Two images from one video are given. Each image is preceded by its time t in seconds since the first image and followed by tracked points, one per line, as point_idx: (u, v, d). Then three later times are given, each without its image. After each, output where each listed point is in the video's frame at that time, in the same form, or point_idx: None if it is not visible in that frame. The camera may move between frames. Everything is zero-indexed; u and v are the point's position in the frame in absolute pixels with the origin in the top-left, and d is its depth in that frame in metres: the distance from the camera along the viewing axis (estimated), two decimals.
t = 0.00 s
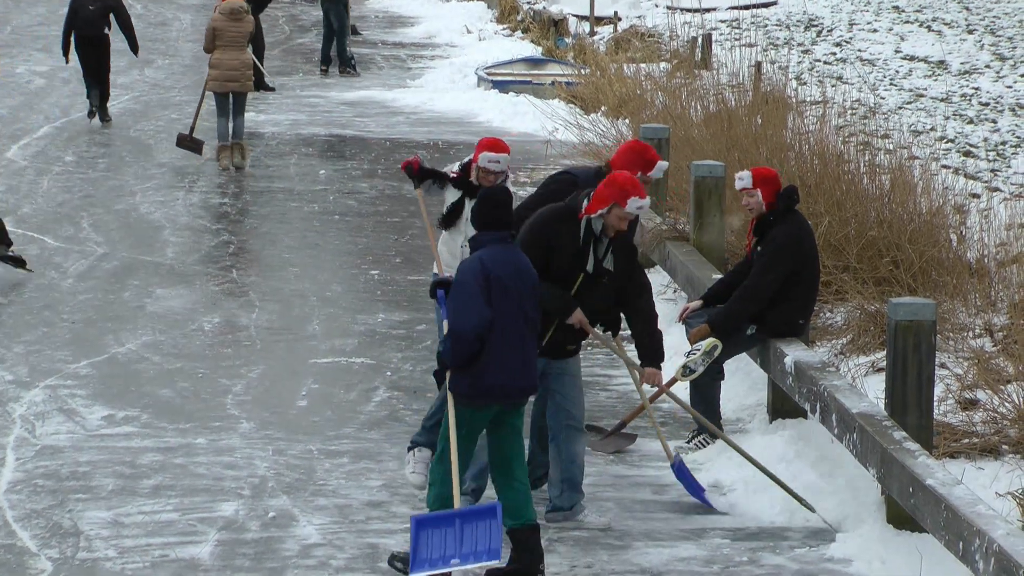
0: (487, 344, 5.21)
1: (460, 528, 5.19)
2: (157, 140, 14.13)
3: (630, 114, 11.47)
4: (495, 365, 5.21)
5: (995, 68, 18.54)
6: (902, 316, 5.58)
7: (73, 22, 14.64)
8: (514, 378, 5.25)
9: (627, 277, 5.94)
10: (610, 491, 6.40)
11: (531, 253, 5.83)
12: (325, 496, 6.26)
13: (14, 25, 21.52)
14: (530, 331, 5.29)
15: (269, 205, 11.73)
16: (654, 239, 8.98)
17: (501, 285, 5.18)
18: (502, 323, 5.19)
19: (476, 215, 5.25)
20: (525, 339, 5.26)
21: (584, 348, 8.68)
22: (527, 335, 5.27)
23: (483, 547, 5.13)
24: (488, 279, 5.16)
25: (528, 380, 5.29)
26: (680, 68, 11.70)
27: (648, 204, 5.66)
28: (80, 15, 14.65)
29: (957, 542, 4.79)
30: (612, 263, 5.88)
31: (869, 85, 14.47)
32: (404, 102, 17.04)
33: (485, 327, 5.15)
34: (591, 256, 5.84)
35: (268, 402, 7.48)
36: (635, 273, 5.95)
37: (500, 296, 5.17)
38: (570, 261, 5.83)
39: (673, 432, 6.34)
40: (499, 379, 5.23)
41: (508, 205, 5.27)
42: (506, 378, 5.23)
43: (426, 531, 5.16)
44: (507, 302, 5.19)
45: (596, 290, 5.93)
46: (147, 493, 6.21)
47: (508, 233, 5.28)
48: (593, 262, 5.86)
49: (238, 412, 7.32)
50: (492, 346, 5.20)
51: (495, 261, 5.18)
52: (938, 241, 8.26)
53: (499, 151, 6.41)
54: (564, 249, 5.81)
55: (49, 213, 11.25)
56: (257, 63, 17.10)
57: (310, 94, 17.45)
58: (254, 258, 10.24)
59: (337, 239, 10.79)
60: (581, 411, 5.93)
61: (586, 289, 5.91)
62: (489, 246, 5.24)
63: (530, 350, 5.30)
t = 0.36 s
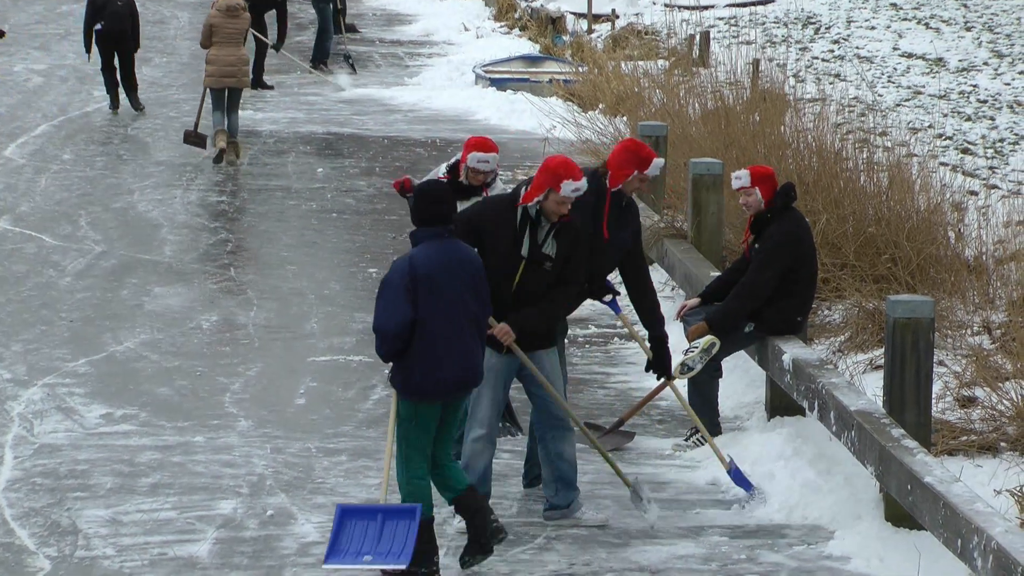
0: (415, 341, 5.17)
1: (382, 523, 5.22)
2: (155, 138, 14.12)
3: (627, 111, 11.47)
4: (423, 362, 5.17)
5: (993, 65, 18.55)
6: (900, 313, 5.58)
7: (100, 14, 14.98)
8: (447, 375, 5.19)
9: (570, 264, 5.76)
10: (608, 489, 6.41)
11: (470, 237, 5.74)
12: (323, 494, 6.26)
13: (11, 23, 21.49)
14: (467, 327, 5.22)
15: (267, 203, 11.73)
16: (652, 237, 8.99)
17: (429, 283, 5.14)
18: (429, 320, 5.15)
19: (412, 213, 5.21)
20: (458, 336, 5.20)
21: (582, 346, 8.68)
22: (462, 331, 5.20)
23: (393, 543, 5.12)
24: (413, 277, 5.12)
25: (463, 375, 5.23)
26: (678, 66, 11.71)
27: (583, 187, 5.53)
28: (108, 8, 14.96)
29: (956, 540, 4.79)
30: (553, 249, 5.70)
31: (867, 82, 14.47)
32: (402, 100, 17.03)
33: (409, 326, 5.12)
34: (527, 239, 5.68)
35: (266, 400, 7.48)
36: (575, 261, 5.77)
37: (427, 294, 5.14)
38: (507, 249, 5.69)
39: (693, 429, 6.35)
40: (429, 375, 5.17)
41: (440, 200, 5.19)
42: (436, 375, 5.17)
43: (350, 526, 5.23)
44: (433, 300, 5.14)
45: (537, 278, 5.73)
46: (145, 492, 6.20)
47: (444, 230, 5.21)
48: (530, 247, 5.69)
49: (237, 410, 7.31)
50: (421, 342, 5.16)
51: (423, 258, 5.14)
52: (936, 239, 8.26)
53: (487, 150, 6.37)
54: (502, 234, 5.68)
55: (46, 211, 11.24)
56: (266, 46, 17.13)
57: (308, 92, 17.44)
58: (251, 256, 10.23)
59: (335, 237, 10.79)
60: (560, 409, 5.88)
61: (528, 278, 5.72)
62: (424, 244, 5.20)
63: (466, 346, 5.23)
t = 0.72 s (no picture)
0: (374, 331, 5.26)
1: (326, 509, 5.55)
2: (159, 134, 14.12)
3: (631, 106, 11.46)
4: (382, 352, 5.25)
5: (997, 60, 18.52)
6: (904, 308, 5.57)
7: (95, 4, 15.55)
8: (407, 365, 5.26)
9: (548, 269, 5.65)
10: (612, 484, 6.41)
11: (451, 232, 5.70)
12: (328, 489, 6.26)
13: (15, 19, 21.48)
14: (429, 318, 5.29)
15: (271, 198, 11.73)
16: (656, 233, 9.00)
17: (387, 273, 5.22)
18: (388, 312, 5.24)
19: (377, 206, 5.29)
20: (418, 326, 5.27)
21: (586, 341, 8.68)
22: (422, 322, 5.27)
23: (331, 527, 5.44)
24: (372, 267, 5.21)
25: (425, 365, 5.29)
26: (682, 60, 11.70)
27: (565, 196, 5.46)
28: None
29: (960, 534, 4.79)
30: (530, 252, 5.59)
31: (871, 77, 14.46)
32: (406, 95, 17.02)
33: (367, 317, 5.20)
34: (505, 239, 5.60)
35: (271, 395, 7.49)
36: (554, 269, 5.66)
37: (385, 284, 5.23)
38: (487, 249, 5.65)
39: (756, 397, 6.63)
40: (387, 365, 5.25)
41: (403, 194, 5.28)
42: (395, 365, 5.25)
43: (297, 509, 5.58)
44: (391, 291, 5.23)
45: (513, 279, 5.64)
46: (149, 487, 6.21)
47: (407, 222, 5.29)
48: (507, 247, 5.61)
49: (241, 405, 7.32)
50: (380, 332, 5.25)
51: (382, 250, 5.22)
52: (940, 233, 8.25)
53: (502, 158, 6.46)
54: (481, 230, 5.65)
55: (51, 206, 11.25)
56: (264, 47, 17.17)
57: (312, 87, 17.44)
58: (255, 251, 10.24)
59: (338, 232, 10.79)
60: (549, 403, 5.85)
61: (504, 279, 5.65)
62: (387, 236, 5.29)
63: (428, 337, 5.29)
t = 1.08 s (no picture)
0: (356, 314, 5.38)
1: (266, 480, 5.70)
2: (164, 128, 14.12)
3: (637, 101, 11.46)
4: (371, 332, 5.36)
5: (1003, 55, 18.49)
6: (910, 303, 5.55)
7: None
8: (393, 345, 5.39)
9: (586, 273, 5.63)
10: (617, 478, 6.41)
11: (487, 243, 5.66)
12: (333, 483, 6.27)
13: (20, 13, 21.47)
14: (408, 301, 5.46)
15: (276, 192, 11.74)
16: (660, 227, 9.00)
17: (373, 256, 5.38)
18: (374, 293, 5.38)
19: (358, 192, 5.48)
20: (401, 308, 5.43)
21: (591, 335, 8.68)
22: (404, 304, 5.44)
23: (268, 506, 5.63)
24: (358, 250, 5.36)
25: (408, 346, 5.44)
26: (687, 55, 11.71)
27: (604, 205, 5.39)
28: None
29: (965, 529, 4.78)
30: (565, 260, 5.58)
31: (877, 72, 14.44)
32: (412, 90, 17.01)
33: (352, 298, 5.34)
34: (540, 247, 5.56)
35: (276, 389, 7.49)
36: (591, 272, 5.64)
37: (370, 267, 5.37)
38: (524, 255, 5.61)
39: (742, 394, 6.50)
40: (374, 345, 5.37)
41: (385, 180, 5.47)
42: (384, 345, 5.37)
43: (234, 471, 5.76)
44: (377, 272, 5.38)
45: (550, 284, 5.64)
46: (155, 480, 6.22)
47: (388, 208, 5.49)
48: (542, 255, 5.57)
49: (246, 399, 7.33)
50: (365, 313, 5.38)
51: (368, 232, 5.39)
52: (946, 229, 8.24)
53: (486, 150, 6.42)
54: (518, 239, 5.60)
55: (56, 200, 11.25)
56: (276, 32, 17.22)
57: (318, 81, 17.43)
58: (261, 245, 10.25)
59: (343, 226, 10.79)
60: (551, 402, 5.81)
61: (539, 282, 5.63)
62: (367, 220, 5.46)
63: (409, 320, 5.46)
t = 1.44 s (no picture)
0: (316, 309, 5.43)
1: (239, 478, 5.75)
2: (168, 122, 14.13)
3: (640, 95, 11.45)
4: (330, 330, 5.42)
5: (1007, 48, 18.45)
6: (914, 296, 5.55)
7: None
8: (352, 341, 5.44)
9: (620, 252, 5.72)
10: (621, 473, 6.41)
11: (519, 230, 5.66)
12: (337, 478, 6.27)
13: (24, 8, 21.48)
14: (372, 297, 5.49)
15: (280, 187, 11.74)
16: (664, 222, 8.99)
17: (328, 252, 5.42)
18: (331, 291, 5.42)
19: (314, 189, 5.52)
20: (362, 305, 5.47)
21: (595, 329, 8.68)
22: (365, 301, 5.47)
23: (238, 503, 5.66)
24: (312, 246, 5.40)
25: (370, 341, 5.48)
26: (691, 49, 11.71)
27: (622, 162, 5.47)
28: None
29: (970, 523, 4.78)
30: (601, 237, 5.64)
31: (881, 66, 14.41)
32: (416, 84, 17.01)
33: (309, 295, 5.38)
34: (576, 225, 5.60)
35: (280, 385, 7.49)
36: (624, 252, 5.73)
37: (326, 262, 5.42)
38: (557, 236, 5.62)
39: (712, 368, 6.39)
40: (333, 342, 5.43)
41: (341, 176, 5.50)
42: (344, 341, 5.43)
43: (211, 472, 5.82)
44: (333, 268, 5.43)
45: (588, 265, 5.69)
46: (159, 476, 6.22)
47: (347, 203, 5.52)
48: (579, 233, 5.61)
49: (250, 394, 7.33)
50: (324, 311, 5.42)
51: (324, 230, 5.43)
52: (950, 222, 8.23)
53: (490, 136, 6.54)
54: (550, 221, 5.61)
55: (59, 195, 11.26)
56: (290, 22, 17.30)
57: (322, 76, 17.43)
58: (264, 239, 10.25)
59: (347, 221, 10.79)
60: (576, 403, 5.78)
61: (575, 264, 5.67)
62: (326, 217, 5.50)
63: (371, 315, 5.49)
